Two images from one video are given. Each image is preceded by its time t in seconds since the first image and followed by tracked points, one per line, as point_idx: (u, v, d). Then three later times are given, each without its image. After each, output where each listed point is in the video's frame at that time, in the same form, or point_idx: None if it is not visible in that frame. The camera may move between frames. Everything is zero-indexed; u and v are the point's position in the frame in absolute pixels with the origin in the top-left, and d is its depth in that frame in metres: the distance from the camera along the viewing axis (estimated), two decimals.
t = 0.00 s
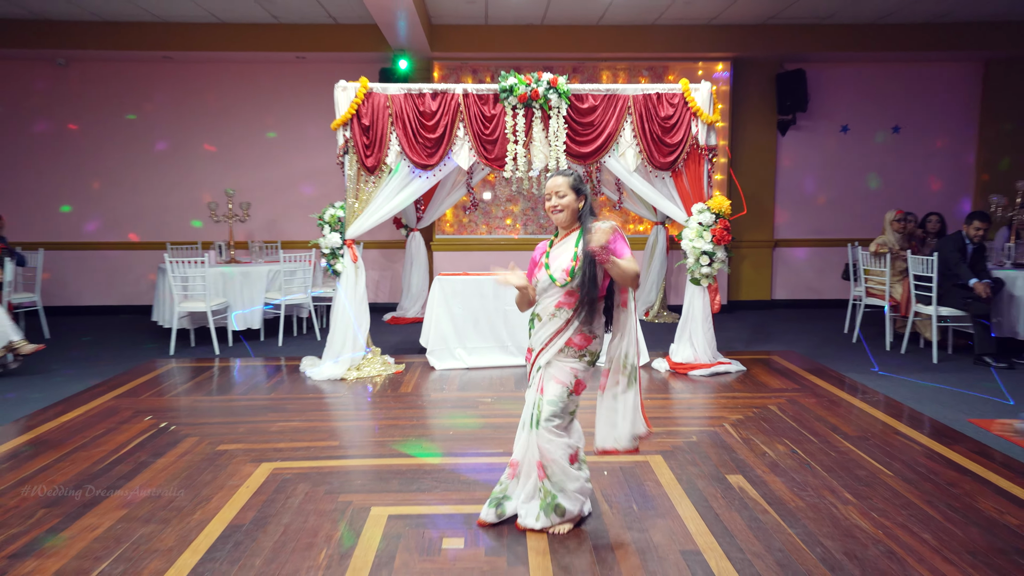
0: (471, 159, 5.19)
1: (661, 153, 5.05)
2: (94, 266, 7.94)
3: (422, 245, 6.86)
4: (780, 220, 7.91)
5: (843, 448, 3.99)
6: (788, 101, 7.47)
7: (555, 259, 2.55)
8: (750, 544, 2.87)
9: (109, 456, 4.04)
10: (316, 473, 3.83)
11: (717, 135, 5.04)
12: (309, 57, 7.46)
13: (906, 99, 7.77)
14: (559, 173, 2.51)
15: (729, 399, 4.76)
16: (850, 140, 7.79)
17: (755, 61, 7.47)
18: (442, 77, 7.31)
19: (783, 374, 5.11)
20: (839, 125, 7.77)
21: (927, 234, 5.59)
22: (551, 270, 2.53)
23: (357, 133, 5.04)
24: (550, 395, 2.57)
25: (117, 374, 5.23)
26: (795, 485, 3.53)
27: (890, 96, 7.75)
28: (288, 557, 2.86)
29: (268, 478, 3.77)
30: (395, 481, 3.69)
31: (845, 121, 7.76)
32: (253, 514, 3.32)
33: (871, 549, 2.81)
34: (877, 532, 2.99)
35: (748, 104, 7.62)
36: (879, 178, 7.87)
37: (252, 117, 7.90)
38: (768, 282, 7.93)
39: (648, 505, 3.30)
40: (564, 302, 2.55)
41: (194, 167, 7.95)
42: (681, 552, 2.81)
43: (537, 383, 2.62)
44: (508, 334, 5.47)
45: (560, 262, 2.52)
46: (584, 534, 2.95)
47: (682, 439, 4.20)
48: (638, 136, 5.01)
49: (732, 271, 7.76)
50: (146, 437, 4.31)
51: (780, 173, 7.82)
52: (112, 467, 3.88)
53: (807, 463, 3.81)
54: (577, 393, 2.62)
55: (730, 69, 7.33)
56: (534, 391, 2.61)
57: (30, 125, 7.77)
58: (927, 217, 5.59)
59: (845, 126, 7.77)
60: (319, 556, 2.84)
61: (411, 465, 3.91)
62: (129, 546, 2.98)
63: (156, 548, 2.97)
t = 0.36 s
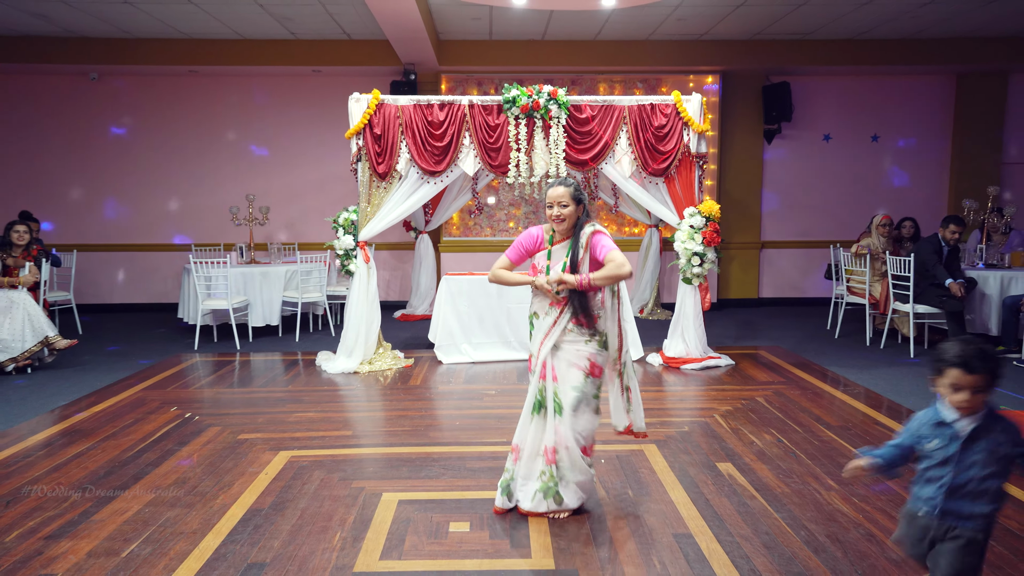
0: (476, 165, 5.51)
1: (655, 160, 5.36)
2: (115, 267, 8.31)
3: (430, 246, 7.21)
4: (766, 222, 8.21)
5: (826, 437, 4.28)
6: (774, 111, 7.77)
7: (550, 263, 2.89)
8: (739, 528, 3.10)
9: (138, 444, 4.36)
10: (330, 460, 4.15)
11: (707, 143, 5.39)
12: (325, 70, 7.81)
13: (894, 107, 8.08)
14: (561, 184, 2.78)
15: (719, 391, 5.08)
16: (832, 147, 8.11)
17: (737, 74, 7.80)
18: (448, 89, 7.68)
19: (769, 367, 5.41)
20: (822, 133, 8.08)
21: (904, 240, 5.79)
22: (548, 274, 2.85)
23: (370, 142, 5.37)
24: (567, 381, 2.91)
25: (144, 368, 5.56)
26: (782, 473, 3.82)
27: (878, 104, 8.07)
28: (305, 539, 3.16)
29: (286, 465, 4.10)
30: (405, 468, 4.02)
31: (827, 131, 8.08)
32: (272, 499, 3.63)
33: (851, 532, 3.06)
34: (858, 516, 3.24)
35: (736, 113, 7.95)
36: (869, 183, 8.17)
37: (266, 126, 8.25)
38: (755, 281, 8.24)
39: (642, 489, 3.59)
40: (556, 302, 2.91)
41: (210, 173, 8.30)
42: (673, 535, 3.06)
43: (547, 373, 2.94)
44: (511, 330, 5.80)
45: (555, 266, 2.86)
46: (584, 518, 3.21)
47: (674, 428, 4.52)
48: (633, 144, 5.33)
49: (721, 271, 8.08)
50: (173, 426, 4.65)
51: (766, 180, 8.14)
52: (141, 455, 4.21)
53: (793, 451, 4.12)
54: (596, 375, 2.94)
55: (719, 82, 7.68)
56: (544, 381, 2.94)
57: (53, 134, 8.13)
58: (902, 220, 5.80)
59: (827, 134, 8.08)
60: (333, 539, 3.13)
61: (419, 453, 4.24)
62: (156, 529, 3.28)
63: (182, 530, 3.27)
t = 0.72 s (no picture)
0: (479, 165, 5.52)
1: (658, 159, 5.34)
2: (119, 267, 8.32)
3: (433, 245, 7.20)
4: (770, 222, 8.18)
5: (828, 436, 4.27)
6: (777, 110, 7.77)
7: (566, 275, 2.80)
8: (742, 528, 3.09)
9: (140, 444, 4.35)
10: (333, 460, 4.14)
11: (710, 142, 5.35)
12: (326, 70, 7.81)
13: (897, 107, 8.07)
14: (566, 192, 2.80)
15: (723, 391, 5.06)
16: (836, 147, 8.09)
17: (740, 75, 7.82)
18: (450, 88, 7.52)
19: (773, 367, 5.39)
20: (826, 132, 8.07)
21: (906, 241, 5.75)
22: (564, 287, 2.78)
23: (372, 141, 5.38)
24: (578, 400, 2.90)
25: (147, 367, 5.56)
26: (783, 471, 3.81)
27: (881, 104, 8.06)
28: (308, 539, 3.14)
29: (289, 464, 4.08)
30: (408, 468, 4.00)
31: (831, 129, 8.06)
32: (275, 498, 3.62)
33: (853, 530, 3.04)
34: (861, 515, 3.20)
35: (739, 112, 7.95)
36: (872, 183, 8.15)
37: (269, 126, 8.25)
38: (758, 281, 8.23)
39: (645, 489, 3.58)
40: (579, 320, 2.83)
41: (213, 173, 8.30)
42: (677, 535, 3.05)
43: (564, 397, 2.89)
44: (514, 329, 5.79)
45: (573, 277, 2.79)
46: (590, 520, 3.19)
47: (678, 428, 4.50)
48: (637, 144, 5.31)
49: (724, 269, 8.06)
50: (175, 426, 4.64)
51: (770, 180, 8.12)
52: (143, 455, 4.20)
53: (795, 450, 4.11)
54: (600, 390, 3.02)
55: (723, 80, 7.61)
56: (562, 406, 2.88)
57: (57, 134, 8.15)
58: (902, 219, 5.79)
59: (831, 133, 8.07)
60: (336, 538, 3.12)
61: (422, 453, 4.23)
62: (158, 529, 3.26)
63: (184, 530, 3.25)
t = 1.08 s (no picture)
0: (481, 156, 5.19)
1: (671, 150, 5.01)
2: (105, 265, 8.00)
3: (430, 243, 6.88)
4: (791, 217, 7.85)
5: (856, 446, 3.97)
6: (800, 97, 7.39)
7: (586, 254, 2.66)
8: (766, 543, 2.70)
9: (118, 454, 4.02)
10: (324, 472, 3.80)
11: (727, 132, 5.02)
12: (319, 55, 7.48)
13: (918, 97, 7.71)
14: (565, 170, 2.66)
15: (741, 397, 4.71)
16: (864, 136, 7.72)
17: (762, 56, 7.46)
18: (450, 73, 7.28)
19: (795, 371, 5.06)
20: (852, 120, 7.69)
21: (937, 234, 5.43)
22: (587, 265, 2.64)
23: (367, 131, 5.04)
24: (604, 375, 2.79)
25: (126, 372, 5.23)
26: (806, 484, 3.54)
27: (902, 94, 7.70)
28: (296, 556, 2.81)
29: (277, 476, 3.75)
30: (404, 480, 3.66)
31: (857, 117, 7.69)
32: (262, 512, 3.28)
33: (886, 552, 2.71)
34: (892, 532, 2.92)
35: (757, 103, 7.61)
36: (891, 178, 7.81)
37: (262, 117, 7.93)
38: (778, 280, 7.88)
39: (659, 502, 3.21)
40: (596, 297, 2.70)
41: (203, 167, 7.98)
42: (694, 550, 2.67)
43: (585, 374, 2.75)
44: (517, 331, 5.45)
45: (592, 256, 2.67)
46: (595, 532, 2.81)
47: (693, 437, 4.12)
48: (648, 133, 4.98)
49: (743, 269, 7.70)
50: (156, 435, 4.30)
51: (792, 169, 7.76)
52: (121, 465, 3.86)
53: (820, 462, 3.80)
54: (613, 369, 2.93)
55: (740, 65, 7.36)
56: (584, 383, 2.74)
57: (41, 126, 7.83)
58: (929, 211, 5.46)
59: (858, 121, 7.69)
60: (327, 556, 2.78)
61: (419, 463, 3.89)
62: (138, 545, 2.93)
63: (164, 547, 2.92)
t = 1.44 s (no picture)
0: (479, 142, 4.69)
1: (690, 134, 4.55)
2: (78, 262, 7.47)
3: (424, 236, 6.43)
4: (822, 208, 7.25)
5: (896, 462, 3.54)
6: (832, 76, 6.85)
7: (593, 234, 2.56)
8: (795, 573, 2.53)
9: (78, 471, 3.55)
10: (307, 489, 3.36)
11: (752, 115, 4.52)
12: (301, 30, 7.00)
13: (960, 76, 7.10)
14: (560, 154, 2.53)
15: (767, 407, 4.26)
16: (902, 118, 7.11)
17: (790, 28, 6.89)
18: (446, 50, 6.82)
19: (826, 379, 4.60)
20: (889, 102, 7.10)
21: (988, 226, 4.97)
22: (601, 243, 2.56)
23: (354, 114, 4.57)
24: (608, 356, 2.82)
25: (89, 380, 4.75)
26: (841, 504, 3.16)
27: (945, 72, 7.09)
28: None
29: (254, 495, 3.30)
30: (395, 498, 3.22)
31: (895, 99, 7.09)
32: (239, 534, 2.89)
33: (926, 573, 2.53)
34: (936, 558, 2.67)
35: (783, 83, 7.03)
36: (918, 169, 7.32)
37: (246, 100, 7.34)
38: (806, 278, 7.30)
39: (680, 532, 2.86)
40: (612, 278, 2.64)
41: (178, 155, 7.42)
42: None
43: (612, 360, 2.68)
44: (520, 335, 4.97)
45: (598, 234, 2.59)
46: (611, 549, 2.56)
47: (716, 453, 3.72)
48: (664, 115, 4.52)
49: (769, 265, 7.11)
50: (120, 450, 3.83)
51: (823, 156, 7.17)
52: (81, 483, 3.41)
53: (856, 480, 3.39)
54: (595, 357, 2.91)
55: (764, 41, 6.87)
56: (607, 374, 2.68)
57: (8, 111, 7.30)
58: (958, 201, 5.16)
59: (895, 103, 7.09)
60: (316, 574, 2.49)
61: (411, 480, 3.44)
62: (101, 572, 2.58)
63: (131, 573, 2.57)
